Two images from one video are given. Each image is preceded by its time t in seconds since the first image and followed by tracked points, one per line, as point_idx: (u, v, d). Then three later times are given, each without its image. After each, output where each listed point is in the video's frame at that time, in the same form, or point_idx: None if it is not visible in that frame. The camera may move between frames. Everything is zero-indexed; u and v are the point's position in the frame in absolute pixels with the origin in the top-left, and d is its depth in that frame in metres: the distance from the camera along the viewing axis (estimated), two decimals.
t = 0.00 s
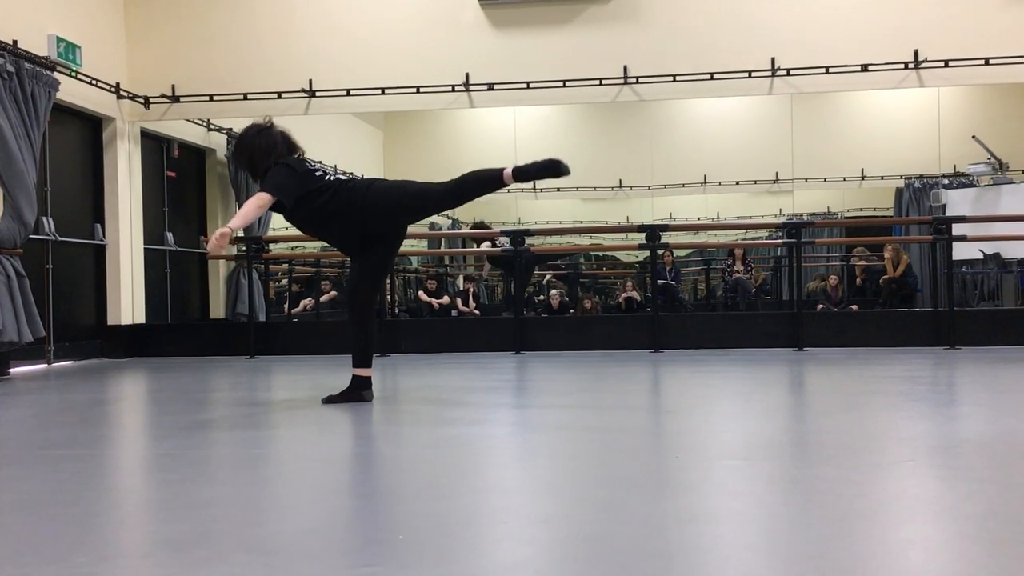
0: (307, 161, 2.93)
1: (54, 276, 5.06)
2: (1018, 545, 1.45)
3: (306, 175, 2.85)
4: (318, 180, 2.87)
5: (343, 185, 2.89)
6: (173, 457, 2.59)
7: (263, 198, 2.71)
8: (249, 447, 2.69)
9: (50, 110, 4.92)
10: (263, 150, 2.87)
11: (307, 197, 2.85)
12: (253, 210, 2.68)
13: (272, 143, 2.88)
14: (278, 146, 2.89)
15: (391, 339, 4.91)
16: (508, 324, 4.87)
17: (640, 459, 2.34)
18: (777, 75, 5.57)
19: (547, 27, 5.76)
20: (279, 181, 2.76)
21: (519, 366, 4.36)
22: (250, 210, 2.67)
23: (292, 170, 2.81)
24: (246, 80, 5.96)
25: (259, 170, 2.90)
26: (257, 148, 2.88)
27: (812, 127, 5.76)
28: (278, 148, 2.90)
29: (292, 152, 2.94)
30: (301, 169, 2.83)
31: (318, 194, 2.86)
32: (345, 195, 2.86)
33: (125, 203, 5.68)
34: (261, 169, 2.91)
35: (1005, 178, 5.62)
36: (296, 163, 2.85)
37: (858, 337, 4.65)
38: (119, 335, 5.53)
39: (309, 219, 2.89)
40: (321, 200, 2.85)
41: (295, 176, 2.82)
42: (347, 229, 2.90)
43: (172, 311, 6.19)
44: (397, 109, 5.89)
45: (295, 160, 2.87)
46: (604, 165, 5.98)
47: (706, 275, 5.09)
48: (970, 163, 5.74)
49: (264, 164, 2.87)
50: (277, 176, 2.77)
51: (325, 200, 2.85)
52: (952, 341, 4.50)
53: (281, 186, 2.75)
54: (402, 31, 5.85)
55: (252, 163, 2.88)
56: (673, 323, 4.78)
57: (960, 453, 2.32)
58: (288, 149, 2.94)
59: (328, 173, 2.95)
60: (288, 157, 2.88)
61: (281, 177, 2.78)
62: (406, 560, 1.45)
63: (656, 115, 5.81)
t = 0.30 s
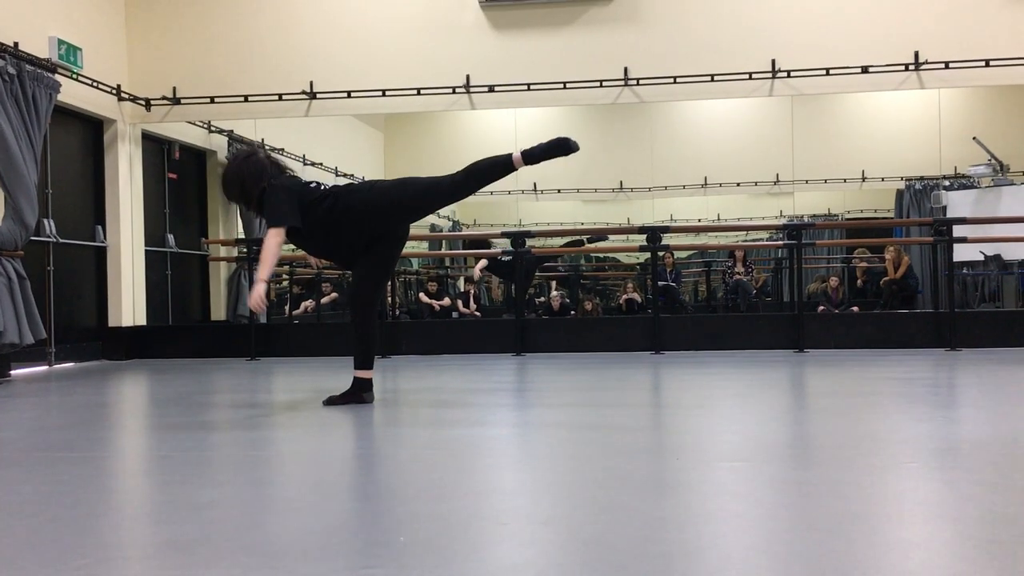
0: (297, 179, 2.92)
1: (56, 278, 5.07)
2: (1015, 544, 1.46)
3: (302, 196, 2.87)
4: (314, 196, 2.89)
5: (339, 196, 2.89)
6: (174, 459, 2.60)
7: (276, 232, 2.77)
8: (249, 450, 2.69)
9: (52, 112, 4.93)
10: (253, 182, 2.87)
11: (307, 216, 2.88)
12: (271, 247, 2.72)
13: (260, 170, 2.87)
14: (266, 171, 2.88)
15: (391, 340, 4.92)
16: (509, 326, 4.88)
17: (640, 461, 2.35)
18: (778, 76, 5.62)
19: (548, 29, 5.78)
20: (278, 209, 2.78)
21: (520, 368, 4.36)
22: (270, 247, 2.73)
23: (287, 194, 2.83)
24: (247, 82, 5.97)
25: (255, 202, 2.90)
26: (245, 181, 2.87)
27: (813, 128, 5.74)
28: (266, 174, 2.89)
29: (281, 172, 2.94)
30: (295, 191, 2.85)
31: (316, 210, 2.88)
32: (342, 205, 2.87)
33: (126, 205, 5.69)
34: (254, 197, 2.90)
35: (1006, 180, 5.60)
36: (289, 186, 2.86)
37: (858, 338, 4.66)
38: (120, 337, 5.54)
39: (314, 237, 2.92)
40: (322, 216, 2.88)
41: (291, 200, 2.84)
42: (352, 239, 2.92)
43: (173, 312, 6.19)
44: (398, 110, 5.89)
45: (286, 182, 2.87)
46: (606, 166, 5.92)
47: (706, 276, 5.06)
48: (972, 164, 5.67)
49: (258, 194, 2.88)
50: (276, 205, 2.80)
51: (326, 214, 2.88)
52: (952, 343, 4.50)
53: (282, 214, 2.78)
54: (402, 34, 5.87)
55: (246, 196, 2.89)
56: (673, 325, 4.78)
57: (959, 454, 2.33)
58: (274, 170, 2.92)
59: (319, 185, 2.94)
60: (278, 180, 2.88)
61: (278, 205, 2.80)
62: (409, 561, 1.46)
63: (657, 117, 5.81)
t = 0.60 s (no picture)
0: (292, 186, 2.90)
1: (60, 274, 5.08)
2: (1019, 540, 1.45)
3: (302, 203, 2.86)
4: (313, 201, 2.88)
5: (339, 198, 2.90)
6: (180, 455, 2.60)
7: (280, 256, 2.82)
8: (254, 446, 2.70)
9: (56, 108, 4.94)
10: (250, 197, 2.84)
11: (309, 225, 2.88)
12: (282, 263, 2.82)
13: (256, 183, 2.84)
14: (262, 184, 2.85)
15: (394, 336, 4.92)
16: (513, 322, 4.88)
17: (644, 456, 2.35)
18: (783, 71, 5.60)
19: (551, 24, 5.77)
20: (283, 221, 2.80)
21: (524, 364, 4.37)
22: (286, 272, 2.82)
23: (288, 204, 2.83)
24: (250, 78, 5.97)
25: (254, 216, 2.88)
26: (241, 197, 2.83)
27: (817, 124, 5.74)
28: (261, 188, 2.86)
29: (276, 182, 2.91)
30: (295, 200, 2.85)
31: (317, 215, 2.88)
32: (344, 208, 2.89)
33: (130, 202, 5.70)
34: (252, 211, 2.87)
35: (1010, 174, 5.64)
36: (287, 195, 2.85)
37: (862, 334, 4.65)
38: (124, 334, 5.54)
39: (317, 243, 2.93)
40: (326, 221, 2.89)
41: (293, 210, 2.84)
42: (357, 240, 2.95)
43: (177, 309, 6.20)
44: (401, 106, 5.89)
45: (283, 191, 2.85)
46: (609, 162, 5.93)
47: (710, 272, 5.06)
48: (976, 159, 5.68)
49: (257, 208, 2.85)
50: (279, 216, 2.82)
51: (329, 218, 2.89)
52: (957, 338, 4.50)
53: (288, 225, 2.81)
54: (405, 29, 5.86)
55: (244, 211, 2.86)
56: (677, 320, 4.78)
57: (964, 449, 2.32)
58: (268, 180, 2.88)
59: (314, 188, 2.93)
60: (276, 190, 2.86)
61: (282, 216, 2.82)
62: (412, 557, 1.46)
63: (661, 112, 5.80)
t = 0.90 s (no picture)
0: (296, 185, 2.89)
1: (64, 269, 5.08)
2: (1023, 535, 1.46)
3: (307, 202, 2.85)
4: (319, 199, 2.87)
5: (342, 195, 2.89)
6: (186, 449, 2.60)
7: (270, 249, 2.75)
8: (260, 440, 2.70)
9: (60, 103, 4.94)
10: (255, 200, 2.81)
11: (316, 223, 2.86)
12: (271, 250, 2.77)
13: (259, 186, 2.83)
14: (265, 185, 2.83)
15: (399, 331, 4.97)
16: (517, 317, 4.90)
17: (649, 450, 2.35)
18: (787, 66, 5.60)
19: (556, 18, 5.76)
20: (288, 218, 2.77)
21: (528, 358, 4.37)
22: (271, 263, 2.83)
23: (293, 203, 2.81)
24: (255, 73, 5.98)
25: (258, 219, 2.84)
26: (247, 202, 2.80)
27: (822, 118, 5.72)
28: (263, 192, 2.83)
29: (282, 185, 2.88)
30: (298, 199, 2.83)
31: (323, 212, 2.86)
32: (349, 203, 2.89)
33: (135, 197, 5.70)
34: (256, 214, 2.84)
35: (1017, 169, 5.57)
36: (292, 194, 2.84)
37: (867, 329, 4.65)
38: (130, 327, 5.56)
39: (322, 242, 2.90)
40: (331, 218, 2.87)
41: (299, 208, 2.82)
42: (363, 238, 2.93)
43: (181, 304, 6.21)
44: (405, 101, 5.88)
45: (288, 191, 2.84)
46: (614, 157, 5.92)
47: (714, 267, 5.00)
48: (981, 154, 5.65)
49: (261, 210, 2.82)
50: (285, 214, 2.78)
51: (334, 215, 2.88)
52: (961, 333, 4.51)
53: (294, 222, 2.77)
54: (410, 24, 5.85)
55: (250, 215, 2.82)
56: (681, 316, 4.78)
57: (970, 444, 2.32)
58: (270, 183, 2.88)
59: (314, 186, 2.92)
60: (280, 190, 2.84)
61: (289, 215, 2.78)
62: (417, 552, 1.46)
63: (665, 106, 5.80)
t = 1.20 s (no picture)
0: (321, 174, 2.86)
1: (68, 265, 5.09)
2: None
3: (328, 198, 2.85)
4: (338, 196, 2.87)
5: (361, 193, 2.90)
6: (192, 443, 2.60)
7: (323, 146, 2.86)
8: (265, 435, 2.71)
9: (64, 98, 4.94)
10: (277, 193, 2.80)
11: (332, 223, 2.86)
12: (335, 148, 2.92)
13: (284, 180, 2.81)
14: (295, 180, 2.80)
15: (402, 327, 4.94)
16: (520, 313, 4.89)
17: (652, 446, 2.35)
18: (792, 60, 5.58)
19: (559, 12, 5.75)
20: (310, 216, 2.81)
21: (532, 354, 4.37)
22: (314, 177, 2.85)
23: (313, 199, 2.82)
24: (259, 68, 5.98)
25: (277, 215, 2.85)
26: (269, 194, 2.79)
27: (825, 114, 5.72)
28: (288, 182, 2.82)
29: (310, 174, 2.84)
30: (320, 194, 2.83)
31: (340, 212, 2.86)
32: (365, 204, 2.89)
33: (138, 192, 5.71)
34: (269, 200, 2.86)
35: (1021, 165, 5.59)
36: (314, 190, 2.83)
37: (871, 325, 4.64)
38: (134, 322, 5.57)
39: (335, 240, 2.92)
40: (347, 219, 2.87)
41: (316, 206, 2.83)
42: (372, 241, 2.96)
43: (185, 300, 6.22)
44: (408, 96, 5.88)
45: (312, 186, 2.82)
46: (617, 152, 5.90)
47: (718, 262, 5.03)
48: (986, 149, 5.64)
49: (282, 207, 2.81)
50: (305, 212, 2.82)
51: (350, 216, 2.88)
52: (966, 329, 4.50)
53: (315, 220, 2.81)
54: (413, 19, 5.85)
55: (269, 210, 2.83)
56: (685, 312, 4.77)
57: (973, 440, 2.32)
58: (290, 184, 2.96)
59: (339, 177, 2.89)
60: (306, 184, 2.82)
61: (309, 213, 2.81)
62: (421, 546, 1.46)
63: (670, 102, 5.77)
